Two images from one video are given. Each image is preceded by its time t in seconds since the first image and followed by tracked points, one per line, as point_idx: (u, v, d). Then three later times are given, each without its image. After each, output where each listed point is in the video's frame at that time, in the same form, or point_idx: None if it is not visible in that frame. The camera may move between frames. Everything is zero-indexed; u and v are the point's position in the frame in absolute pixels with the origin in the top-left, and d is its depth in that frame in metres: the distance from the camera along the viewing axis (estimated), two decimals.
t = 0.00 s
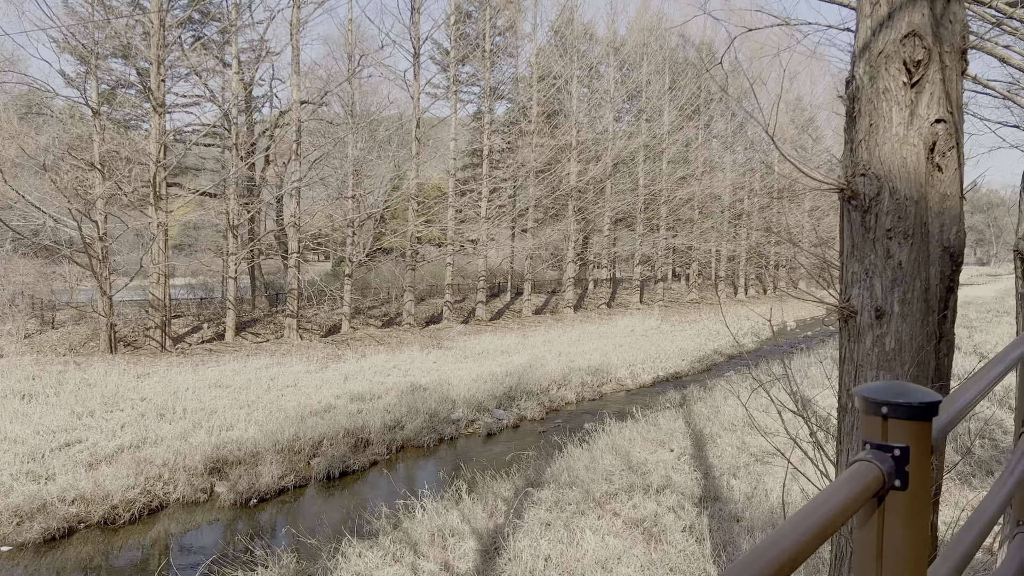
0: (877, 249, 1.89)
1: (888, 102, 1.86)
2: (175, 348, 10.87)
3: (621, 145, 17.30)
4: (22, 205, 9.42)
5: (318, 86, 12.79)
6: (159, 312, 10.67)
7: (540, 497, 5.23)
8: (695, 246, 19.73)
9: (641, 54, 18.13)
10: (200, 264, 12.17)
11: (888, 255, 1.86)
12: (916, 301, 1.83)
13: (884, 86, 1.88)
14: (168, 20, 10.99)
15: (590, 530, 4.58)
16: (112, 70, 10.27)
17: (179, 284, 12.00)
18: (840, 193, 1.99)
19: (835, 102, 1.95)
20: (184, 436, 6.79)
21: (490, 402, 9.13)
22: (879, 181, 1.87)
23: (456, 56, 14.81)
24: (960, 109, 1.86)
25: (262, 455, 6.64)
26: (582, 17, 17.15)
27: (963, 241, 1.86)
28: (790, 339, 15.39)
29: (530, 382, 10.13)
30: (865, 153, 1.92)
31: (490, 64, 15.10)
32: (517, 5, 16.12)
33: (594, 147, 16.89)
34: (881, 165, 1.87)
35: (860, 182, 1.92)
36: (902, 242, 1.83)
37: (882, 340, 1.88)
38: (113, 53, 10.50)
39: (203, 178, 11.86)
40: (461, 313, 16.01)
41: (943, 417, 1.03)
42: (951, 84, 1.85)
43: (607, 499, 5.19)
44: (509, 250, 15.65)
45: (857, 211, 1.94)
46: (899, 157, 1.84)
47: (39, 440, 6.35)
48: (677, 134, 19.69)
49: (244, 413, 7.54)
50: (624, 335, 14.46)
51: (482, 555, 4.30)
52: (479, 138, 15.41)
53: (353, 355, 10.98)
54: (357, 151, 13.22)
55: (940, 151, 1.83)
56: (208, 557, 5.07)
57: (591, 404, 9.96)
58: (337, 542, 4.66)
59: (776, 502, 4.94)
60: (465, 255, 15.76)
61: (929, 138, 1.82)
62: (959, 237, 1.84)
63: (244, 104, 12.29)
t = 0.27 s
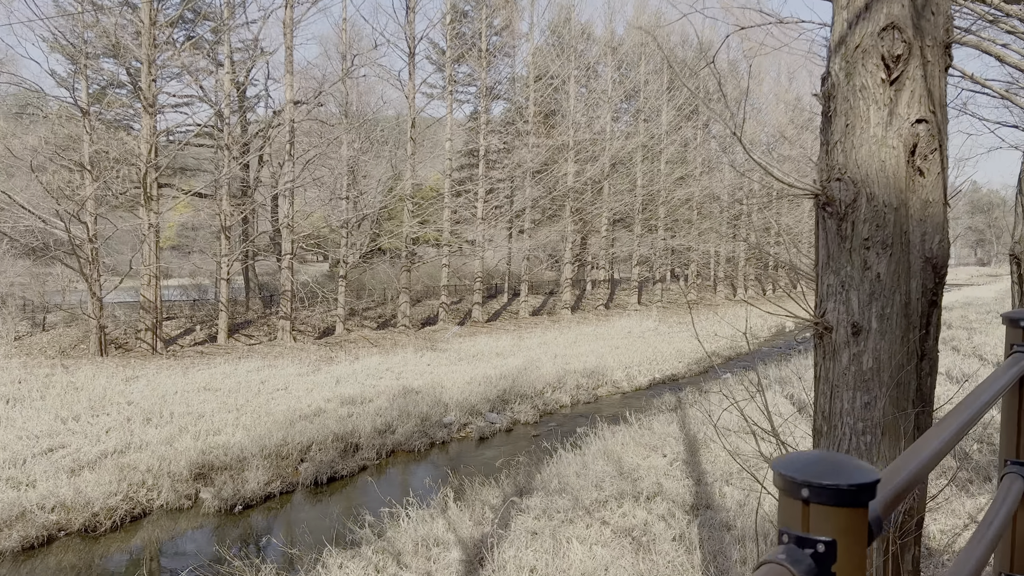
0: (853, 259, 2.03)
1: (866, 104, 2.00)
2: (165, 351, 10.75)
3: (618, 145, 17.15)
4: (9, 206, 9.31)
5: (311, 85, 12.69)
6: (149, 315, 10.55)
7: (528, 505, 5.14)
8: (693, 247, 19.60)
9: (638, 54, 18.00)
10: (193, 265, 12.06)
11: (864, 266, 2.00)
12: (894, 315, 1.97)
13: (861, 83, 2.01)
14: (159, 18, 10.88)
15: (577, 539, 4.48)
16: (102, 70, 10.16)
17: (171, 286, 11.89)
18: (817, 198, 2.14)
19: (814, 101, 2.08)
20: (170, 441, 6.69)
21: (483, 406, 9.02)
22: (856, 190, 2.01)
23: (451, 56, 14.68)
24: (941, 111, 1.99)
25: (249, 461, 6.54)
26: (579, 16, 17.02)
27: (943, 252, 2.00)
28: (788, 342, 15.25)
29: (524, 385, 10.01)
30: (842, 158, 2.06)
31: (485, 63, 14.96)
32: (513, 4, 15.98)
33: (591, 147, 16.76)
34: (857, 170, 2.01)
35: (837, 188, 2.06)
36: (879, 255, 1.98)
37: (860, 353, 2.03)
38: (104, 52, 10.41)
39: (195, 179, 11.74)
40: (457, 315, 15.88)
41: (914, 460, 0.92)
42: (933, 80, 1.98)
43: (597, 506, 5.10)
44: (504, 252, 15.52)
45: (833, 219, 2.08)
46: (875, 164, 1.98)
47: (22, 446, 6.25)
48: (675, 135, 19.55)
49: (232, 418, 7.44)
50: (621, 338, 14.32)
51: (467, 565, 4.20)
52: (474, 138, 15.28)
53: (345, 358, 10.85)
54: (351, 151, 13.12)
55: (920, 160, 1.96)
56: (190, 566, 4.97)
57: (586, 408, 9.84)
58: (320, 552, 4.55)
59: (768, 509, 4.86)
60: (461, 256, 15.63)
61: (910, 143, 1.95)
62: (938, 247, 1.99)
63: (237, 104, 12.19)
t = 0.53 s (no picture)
0: (816, 263, 1.91)
1: (828, 94, 1.89)
2: (157, 352, 10.67)
3: (616, 145, 17.07)
4: None
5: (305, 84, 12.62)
6: (140, 315, 10.46)
7: (515, 510, 5.05)
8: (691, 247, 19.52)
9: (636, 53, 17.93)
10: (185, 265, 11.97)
11: (827, 270, 1.88)
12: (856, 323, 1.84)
13: (824, 72, 1.90)
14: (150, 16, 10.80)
15: (562, 545, 4.38)
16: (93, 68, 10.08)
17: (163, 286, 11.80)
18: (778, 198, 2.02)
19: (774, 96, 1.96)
20: (155, 444, 6.60)
21: (475, 407, 8.94)
22: (818, 187, 1.90)
23: (447, 55, 14.61)
24: (913, 102, 1.87)
25: (235, 464, 6.45)
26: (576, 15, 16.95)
27: (913, 255, 1.87)
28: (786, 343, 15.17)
29: (517, 386, 9.92)
30: (804, 152, 1.95)
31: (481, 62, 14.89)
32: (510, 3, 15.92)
33: (588, 147, 16.68)
34: (818, 165, 1.90)
35: (798, 186, 1.94)
36: (842, 257, 1.86)
37: (822, 364, 1.90)
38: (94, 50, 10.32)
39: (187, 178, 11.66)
40: (453, 315, 15.80)
41: (888, 454, 0.87)
42: (900, 69, 1.87)
43: (585, 511, 5.01)
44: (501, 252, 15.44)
45: (795, 221, 1.95)
46: (837, 156, 1.86)
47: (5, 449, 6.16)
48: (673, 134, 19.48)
49: (220, 420, 7.35)
50: (618, 338, 14.24)
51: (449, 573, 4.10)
52: (470, 138, 15.21)
53: (338, 359, 10.77)
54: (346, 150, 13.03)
55: (888, 154, 1.84)
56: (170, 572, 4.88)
57: (580, 409, 9.76)
58: (301, 558, 4.47)
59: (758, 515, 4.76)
60: (457, 256, 15.55)
61: (876, 135, 1.84)
62: (907, 250, 1.86)
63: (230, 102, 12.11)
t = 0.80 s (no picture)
0: (777, 281, 1.73)
1: (789, 97, 1.72)
2: (148, 355, 10.58)
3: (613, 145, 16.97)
4: None
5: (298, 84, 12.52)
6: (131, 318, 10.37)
7: (501, 519, 4.95)
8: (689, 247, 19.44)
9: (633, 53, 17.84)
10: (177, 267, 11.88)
11: (788, 289, 1.70)
12: (820, 348, 1.66)
13: (785, 74, 1.73)
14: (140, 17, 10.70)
15: (547, 557, 4.27)
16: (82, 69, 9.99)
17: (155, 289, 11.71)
18: (735, 212, 1.85)
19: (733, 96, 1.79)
20: (139, 450, 6.50)
21: (467, 411, 8.84)
22: (778, 199, 1.72)
23: (442, 55, 14.51)
24: (881, 108, 1.71)
25: (221, 470, 6.35)
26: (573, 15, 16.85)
27: (884, 274, 1.69)
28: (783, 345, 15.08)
29: (511, 389, 9.83)
30: (764, 161, 1.78)
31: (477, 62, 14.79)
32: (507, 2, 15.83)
33: (585, 147, 16.59)
34: (779, 174, 1.73)
35: (758, 197, 1.77)
36: (805, 275, 1.67)
37: (784, 393, 1.72)
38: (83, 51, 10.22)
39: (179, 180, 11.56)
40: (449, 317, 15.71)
41: (876, 477, 0.78)
42: (867, 71, 1.68)
43: (572, 520, 4.90)
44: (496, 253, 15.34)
45: (756, 234, 1.78)
46: (799, 165, 1.70)
47: None
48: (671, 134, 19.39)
49: (206, 425, 7.24)
50: (614, 340, 14.14)
51: None
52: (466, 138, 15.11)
53: (331, 361, 10.67)
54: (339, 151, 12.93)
55: (855, 162, 1.67)
56: None
57: (575, 413, 9.65)
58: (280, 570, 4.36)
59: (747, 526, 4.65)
60: (453, 257, 15.46)
61: (842, 140, 1.67)
62: (877, 268, 1.68)
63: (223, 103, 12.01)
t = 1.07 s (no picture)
0: (740, 278, 1.66)
1: (750, 73, 1.65)
2: (140, 355, 10.48)
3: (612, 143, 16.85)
4: None
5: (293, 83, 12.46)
6: (122, 318, 10.27)
7: (488, 523, 4.86)
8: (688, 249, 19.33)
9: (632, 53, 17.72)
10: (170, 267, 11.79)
11: (751, 285, 1.63)
12: (785, 350, 1.58)
13: (747, 47, 1.66)
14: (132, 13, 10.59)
15: (533, 562, 4.18)
16: (74, 65, 9.88)
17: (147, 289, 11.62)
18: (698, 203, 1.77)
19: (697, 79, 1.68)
20: (125, 452, 6.39)
21: (461, 412, 8.74)
22: (740, 186, 1.65)
23: (439, 53, 14.42)
24: (852, 83, 1.63)
25: (208, 472, 6.25)
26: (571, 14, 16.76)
27: (858, 272, 1.61)
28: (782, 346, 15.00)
29: (506, 390, 9.73)
30: (725, 145, 1.71)
31: (473, 61, 14.72)
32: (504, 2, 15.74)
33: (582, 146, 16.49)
34: (740, 159, 1.66)
35: (718, 185, 1.70)
36: (769, 271, 1.60)
37: (746, 399, 1.64)
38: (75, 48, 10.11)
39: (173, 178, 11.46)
40: (446, 317, 15.63)
41: (834, 498, 0.68)
42: (837, 43, 1.60)
43: (562, 525, 4.80)
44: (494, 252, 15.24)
45: (718, 228, 1.70)
46: (761, 148, 1.62)
47: None
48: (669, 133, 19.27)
49: (194, 427, 7.14)
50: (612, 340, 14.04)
51: None
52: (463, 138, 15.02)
53: (324, 362, 10.58)
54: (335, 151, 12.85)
55: (824, 144, 1.60)
56: None
57: (569, 414, 9.56)
58: None
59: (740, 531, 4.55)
60: (449, 258, 15.37)
61: (810, 121, 1.59)
62: (850, 265, 1.60)
63: (217, 101, 11.92)
